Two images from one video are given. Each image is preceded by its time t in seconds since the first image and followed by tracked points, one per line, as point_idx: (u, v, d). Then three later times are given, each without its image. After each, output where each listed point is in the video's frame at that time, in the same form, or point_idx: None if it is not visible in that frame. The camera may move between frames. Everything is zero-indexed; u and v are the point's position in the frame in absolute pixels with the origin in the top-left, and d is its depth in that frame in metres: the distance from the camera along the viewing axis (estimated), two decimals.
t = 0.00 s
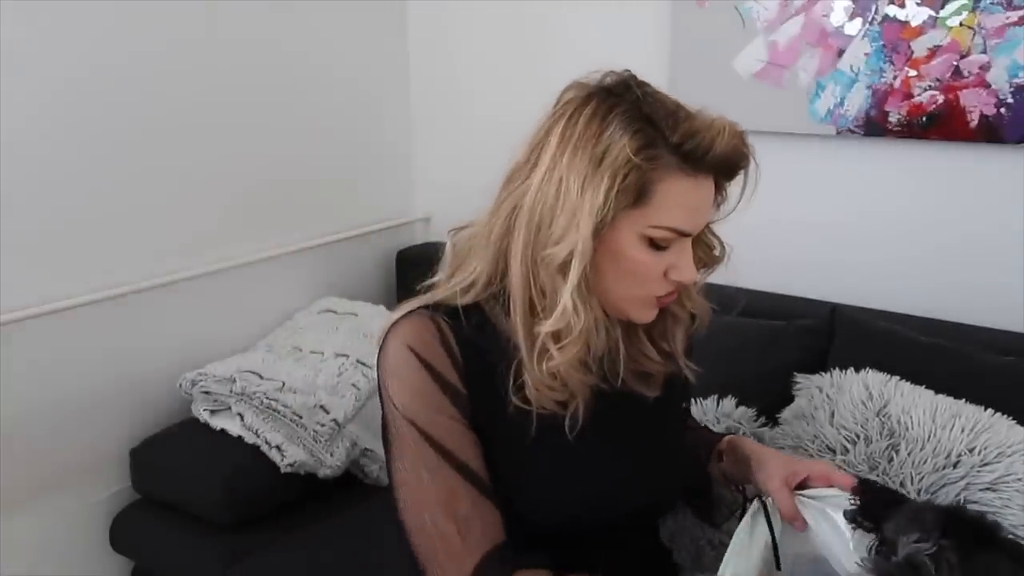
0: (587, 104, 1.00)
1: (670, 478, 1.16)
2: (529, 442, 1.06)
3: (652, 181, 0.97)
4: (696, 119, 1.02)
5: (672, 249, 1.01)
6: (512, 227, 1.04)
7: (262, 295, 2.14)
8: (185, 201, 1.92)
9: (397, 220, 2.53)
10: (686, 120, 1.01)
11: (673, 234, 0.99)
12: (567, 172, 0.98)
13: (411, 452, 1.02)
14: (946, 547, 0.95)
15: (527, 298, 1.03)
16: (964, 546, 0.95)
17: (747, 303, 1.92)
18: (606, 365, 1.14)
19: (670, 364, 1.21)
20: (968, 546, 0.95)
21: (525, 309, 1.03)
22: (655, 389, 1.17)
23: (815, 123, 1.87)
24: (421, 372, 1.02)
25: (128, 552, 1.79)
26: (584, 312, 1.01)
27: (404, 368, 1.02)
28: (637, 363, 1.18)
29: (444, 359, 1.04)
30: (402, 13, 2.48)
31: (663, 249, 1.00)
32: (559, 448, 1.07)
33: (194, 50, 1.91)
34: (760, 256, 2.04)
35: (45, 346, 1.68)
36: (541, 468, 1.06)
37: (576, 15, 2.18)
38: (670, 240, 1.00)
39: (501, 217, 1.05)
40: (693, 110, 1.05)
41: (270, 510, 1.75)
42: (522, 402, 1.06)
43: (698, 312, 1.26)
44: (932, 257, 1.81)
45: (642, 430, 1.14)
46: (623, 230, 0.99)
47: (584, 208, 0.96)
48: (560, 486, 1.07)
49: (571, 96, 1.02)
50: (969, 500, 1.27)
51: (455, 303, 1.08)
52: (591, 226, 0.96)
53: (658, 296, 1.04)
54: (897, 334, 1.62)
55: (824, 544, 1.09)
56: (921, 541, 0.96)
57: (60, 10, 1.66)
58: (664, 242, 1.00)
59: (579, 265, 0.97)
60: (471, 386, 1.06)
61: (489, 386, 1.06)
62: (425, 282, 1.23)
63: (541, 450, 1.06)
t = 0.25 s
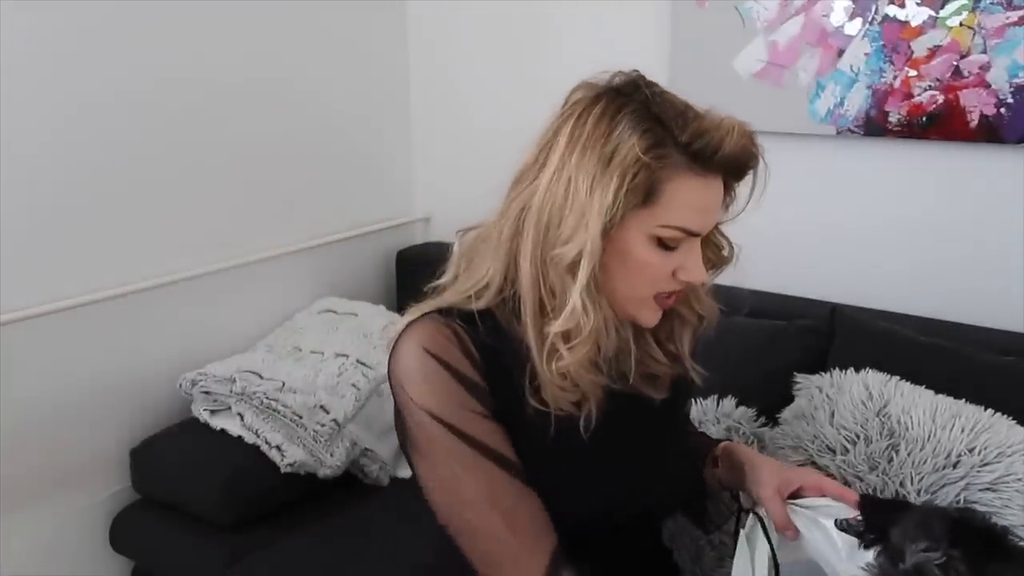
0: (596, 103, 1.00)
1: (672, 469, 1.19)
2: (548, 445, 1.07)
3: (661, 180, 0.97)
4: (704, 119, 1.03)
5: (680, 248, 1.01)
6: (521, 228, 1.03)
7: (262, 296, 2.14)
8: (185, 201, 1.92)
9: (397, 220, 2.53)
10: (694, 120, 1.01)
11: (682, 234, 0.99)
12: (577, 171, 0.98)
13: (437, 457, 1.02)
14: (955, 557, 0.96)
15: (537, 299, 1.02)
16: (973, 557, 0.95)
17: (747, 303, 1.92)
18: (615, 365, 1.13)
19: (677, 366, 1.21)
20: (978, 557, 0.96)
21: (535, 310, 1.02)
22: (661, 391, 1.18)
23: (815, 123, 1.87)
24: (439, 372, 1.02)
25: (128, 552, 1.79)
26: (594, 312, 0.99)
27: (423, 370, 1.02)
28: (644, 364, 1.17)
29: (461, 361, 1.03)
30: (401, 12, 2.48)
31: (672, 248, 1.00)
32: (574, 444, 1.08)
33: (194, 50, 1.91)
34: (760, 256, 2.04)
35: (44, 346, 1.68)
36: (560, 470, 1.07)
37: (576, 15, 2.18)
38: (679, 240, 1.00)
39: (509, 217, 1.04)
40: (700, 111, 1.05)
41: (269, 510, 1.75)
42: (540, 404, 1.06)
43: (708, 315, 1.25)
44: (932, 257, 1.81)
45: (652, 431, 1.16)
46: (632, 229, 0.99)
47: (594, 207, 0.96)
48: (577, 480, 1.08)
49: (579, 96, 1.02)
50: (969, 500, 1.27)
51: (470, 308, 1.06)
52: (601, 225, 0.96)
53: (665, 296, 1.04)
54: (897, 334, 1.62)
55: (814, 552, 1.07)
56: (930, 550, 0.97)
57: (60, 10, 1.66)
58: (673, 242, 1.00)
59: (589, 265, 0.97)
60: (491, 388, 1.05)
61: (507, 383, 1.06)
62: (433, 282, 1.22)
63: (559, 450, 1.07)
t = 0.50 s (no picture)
0: (609, 104, 1.00)
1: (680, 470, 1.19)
2: (557, 443, 1.07)
3: (673, 182, 0.97)
4: (715, 121, 1.03)
5: (691, 250, 1.01)
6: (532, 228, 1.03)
7: (262, 296, 2.14)
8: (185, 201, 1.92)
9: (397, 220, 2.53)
10: (706, 121, 1.01)
11: (693, 235, 0.99)
12: (588, 171, 0.98)
13: (446, 456, 1.00)
14: None
15: (547, 299, 1.02)
16: None
17: (746, 303, 1.92)
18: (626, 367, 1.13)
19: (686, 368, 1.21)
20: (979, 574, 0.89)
21: (546, 310, 1.02)
22: (668, 394, 1.18)
23: (815, 123, 1.87)
24: (448, 368, 1.01)
25: (128, 552, 1.80)
26: (605, 313, 0.99)
27: (433, 366, 1.01)
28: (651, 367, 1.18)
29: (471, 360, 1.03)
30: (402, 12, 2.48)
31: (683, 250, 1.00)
32: (581, 443, 1.08)
33: (194, 50, 1.91)
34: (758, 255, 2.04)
35: (44, 346, 1.68)
36: (571, 467, 1.07)
37: (575, 16, 2.18)
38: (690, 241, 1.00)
39: (520, 217, 1.04)
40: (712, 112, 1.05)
41: (270, 509, 1.75)
42: (547, 404, 1.06)
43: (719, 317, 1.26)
44: (931, 257, 1.81)
45: (660, 432, 1.16)
46: (643, 230, 0.99)
47: (605, 208, 0.96)
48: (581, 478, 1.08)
49: (591, 96, 1.02)
50: (969, 500, 1.27)
51: (481, 307, 1.06)
52: (613, 225, 0.96)
53: (676, 298, 1.04)
54: (897, 334, 1.62)
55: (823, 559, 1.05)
56: None
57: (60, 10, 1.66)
58: (685, 243, 1.00)
59: (601, 265, 0.96)
60: (501, 386, 1.05)
61: (514, 381, 1.06)
62: (442, 280, 1.22)
63: (571, 447, 1.07)
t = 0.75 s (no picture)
0: (603, 102, 1.00)
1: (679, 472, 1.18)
2: (547, 441, 1.07)
3: (666, 178, 0.97)
4: (708, 117, 1.03)
5: (686, 248, 1.01)
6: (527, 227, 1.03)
7: (262, 295, 2.14)
8: (185, 201, 1.92)
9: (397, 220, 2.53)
10: (701, 118, 1.02)
11: (688, 233, 0.99)
12: (583, 169, 0.98)
13: (421, 450, 1.01)
14: None
15: (542, 298, 1.02)
16: None
17: (746, 303, 1.92)
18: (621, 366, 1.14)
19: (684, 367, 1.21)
20: None
21: (541, 309, 1.02)
22: (666, 393, 1.18)
23: (815, 123, 1.87)
24: (439, 364, 1.02)
25: (128, 552, 1.80)
26: (601, 310, 0.99)
27: (420, 359, 1.02)
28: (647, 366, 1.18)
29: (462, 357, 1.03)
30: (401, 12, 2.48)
31: (678, 247, 1.00)
32: (574, 441, 1.08)
33: (194, 50, 1.91)
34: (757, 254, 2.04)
35: (44, 346, 1.68)
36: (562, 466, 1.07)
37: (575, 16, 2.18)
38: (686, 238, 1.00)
39: (515, 217, 1.04)
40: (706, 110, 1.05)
41: (269, 509, 1.75)
42: (536, 403, 1.06)
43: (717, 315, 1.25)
44: (931, 256, 1.82)
45: (653, 431, 1.16)
46: (638, 228, 0.99)
47: (597, 206, 0.96)
48: (575, 478, 1.07)
49: (586, 94, 1.02)
50: (969, 500, 1.27)
51: (474, 303, 1.06)
52: (607, 222, 0.96)
53: (671, 298, 1.04)
54: (897, 334, 1.62)
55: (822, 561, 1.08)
56: None
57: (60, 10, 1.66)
58: (680, 240, 1.00)
59: (596, 263, 0.96)
60: (492, 385, 1.05)
61: (507, 379, 1.06)
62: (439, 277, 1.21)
63: (561, 445, 1.07)
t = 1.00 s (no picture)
0: (568, 93, 0.98)
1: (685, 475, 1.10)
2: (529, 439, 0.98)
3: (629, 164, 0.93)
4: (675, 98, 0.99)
5: (664, 233, 0.95)
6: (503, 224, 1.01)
7: (262, 296, 2.14)
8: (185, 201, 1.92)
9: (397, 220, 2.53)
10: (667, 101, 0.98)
11: (663, 216, 0.93)
12: (547, 158, 0.96)
13: (380, 443, 0.91)
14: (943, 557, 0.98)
15: (518, 289, 0.98)
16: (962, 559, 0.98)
17: (746, 303, 1.92)
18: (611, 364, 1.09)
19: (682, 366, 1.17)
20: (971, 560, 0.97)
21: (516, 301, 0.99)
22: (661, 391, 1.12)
23: (815, 123, 1.87)
24: (412, 366, 0.93)
25: (128, 552, 1.80)
26: (573, 294, 0.96)
27: (395, 348, 0.94)
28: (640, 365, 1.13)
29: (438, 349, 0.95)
30: (402, 13, 2.48)
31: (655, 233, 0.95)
32: (562, 440, 1.00)
33: (194, 50, 1.91)
34: (757, 254, 2.04)
35: (44, 346, 1.68)
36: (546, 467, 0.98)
37: (576, 16, 2.18)
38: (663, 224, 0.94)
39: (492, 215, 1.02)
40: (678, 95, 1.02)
41: (269, 509, 1.75)
42: (521, 399, 0.98)
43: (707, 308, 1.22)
44: (930, 256, 1.82)
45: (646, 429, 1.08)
46: (607, 213, 0.95)
47: (562, 197, 0.93)
48: (568, 484, 0.99)
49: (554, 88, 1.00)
50: (969, 500, 1.27)
51: (459, 297, 1.00)
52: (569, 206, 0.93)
53: (647, 288, 0.99)
54: (897, 334, 1.61)
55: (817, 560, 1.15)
56: (919, 550, 1.00)
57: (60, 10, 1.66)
58: (656, 225, 0.94)
59: (562, 247, 0.94)
60: (467, 378, 0.96)
61: (490, 378, 0.98)
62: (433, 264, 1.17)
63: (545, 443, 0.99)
